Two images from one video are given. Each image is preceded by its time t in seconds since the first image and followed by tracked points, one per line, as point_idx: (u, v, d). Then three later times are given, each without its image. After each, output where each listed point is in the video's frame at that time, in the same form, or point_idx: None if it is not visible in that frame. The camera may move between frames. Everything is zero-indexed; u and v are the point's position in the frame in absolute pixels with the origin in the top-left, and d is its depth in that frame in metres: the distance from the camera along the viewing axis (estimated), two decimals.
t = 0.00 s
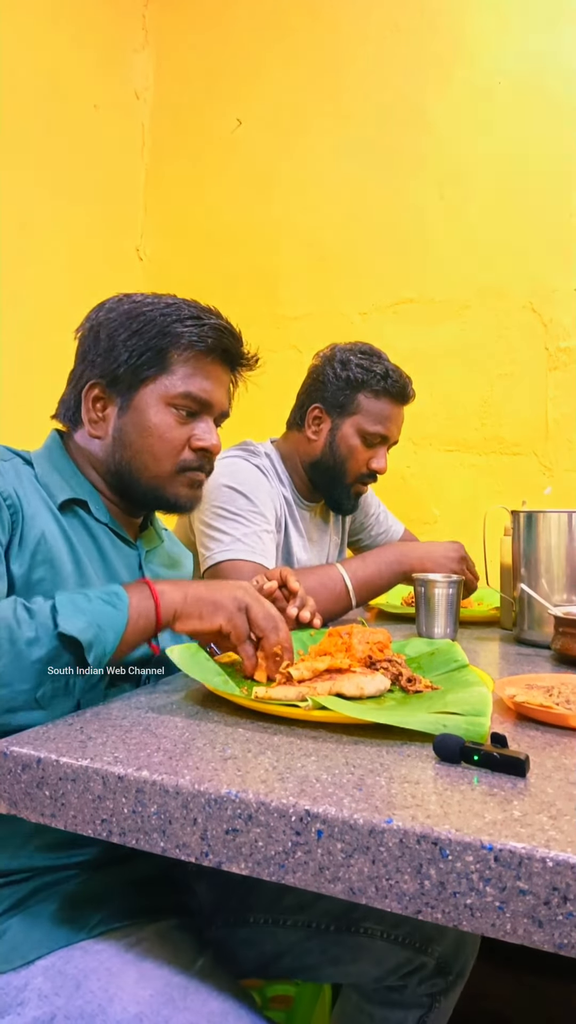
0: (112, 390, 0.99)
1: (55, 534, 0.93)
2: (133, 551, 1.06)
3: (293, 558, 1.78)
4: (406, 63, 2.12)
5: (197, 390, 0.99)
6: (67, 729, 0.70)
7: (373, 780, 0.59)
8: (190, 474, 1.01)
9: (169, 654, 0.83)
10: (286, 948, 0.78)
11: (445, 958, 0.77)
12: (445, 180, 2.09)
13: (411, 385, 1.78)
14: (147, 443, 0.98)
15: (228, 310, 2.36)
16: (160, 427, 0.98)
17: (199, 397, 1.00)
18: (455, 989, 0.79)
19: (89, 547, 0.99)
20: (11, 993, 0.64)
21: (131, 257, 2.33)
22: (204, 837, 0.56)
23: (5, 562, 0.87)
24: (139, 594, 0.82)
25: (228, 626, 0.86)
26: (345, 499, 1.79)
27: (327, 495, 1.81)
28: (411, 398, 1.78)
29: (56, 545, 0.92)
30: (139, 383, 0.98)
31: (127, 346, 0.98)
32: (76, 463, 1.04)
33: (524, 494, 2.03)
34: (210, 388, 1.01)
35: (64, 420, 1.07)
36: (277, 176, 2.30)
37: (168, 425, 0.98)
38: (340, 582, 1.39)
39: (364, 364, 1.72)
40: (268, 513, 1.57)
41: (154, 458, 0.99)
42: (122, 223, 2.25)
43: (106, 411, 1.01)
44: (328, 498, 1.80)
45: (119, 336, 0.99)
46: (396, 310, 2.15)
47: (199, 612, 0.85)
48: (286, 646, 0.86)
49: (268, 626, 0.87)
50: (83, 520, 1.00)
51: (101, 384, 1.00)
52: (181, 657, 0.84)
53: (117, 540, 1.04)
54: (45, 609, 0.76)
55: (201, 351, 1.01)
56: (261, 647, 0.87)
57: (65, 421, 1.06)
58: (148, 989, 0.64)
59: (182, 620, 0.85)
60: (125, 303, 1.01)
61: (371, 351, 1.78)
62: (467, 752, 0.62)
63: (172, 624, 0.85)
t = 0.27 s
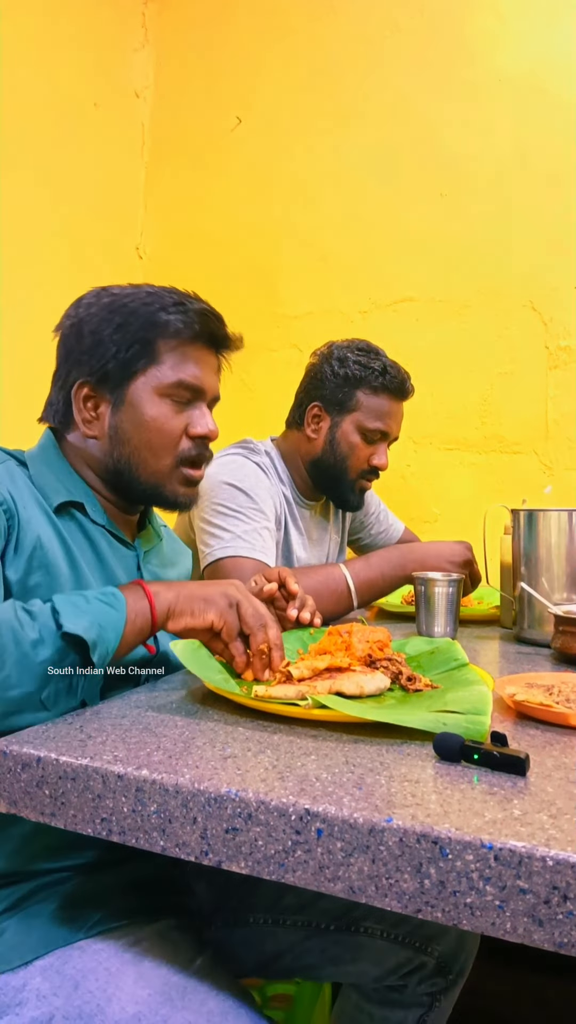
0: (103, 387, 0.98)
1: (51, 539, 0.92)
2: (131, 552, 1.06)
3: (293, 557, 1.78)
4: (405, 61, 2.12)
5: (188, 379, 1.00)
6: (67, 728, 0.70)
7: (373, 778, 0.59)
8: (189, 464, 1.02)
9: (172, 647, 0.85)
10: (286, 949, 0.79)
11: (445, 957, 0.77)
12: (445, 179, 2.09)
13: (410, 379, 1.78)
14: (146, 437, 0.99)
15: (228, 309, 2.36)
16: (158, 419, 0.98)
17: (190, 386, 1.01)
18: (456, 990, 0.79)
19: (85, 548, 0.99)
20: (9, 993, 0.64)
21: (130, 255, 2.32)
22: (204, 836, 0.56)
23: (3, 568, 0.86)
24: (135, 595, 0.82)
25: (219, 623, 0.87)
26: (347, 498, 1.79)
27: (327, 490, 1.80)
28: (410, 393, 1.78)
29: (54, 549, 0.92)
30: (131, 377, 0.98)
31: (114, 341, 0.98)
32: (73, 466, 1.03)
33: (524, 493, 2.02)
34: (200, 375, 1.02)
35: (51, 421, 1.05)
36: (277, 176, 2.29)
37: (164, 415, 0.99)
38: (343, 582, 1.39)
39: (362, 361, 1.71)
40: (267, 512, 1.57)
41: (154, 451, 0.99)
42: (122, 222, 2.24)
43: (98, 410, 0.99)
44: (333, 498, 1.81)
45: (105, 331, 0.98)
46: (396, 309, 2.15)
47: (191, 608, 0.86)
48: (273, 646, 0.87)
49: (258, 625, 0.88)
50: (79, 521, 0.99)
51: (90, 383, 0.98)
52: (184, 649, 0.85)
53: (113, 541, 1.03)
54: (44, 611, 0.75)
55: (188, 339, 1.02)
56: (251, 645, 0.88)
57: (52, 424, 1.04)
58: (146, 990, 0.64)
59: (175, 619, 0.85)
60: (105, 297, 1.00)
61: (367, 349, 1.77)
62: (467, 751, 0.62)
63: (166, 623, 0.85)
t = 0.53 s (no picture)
0: (68, 384, 0.98)
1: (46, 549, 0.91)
2: (129, 552, 1.05)
3: (295, 557, 1.78)
4: (405, 62, 2.12)
5: (140, 345, 1.01)
6: (67, 728, 0.70)
7: (373, 779, 0.59)
8: (177, 426, 1.03)
9: (168, 654, 0.83)
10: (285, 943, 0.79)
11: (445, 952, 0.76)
12: (445, 180, 2.09)
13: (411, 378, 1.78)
14: (127, 416, 0.98)
15: (228, 309, 2.36)
16: (130, 393, 0.99)
17: (145, 350, 1.01)
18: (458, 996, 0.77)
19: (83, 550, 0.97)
20: (9, 993, 0.64)
21: (130, 255, 2.32)
22: (204, 836, 0.56)
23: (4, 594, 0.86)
24: (133, 609, 0.81)
25: (224, 625, 0.88)
26: (354, 498, 1.79)
27: (332, 491, 1.80)
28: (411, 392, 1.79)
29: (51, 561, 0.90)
30: (87, 362, 0.98)
31: (57, 335, 0.98)
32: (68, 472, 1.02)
33: (524, 493, 2.02)
34: (150, 338, 1.02)
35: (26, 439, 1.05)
36: (277, 176, 2.29)
37: (133, 387, 0.99)
38: (346, 582, 1.39)
39: (361, 361, 1.71)
40: (271, 511, 1.56)
41: (140, 425, 0.99)
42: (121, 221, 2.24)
43: (69, 409, 0.99)
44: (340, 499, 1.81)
45: (45, 331, 0.98)
46: (396, 309, 2.15)
47: (193, 611, 0.86)
48: (276, 647, 0.88)
49: (261, 625, 0.90)
50: (75, 525, 0.97)
51: (51, 387, 0.99)
52: (182, 656, 0.84)
53: (108, 539, 1.01)
54: (41, 644, 0.74)
55: (125, 305, 1.02)
56: (255, 645, 0.89)
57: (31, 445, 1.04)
58: (146, 990, 0.64)
59: (178, 620, 0.85)
60: (29, 301, 1.01)
61: (366, 349, 1.76)
62: (467, 752, 0.62)
63: (168, 626, 0.85)
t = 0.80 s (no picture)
0: (50, 381, 0.99)
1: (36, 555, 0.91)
2: (118, 552, 1.05)
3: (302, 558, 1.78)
4: (405, 62, 2.12)
5: (121, 337, 1.00)
6: (68, 728, 0.70)
7: (374, 780, 0.59)
8: (165, 417, 1.02)
9: (167, 654, 0.82)
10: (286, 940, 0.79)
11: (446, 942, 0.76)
12: (446, 180, 2.09)
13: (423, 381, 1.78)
14: (112, 408, 0.98)
15: (228, 309, 2.36)
16: (114, 386, 0.98)
17: (126, 342, 1.01)
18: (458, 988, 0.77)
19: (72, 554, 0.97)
20: (11, 990, 0.63)
21: (131, 255, 2.32)
22: (205, 836, 0.56)
23: None
24: (130, 619, 0.81)
25: (229, 629, 0.89)
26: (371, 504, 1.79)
27: (345, 499, 1.80)
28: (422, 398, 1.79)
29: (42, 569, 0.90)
30: (68, 357, 0.98)
31: (36, 333, 0.98)
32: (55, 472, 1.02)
33: (524, 494, 2.02)
34: (130, 329, 1.02)
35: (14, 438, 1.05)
36: (278, 176, 2.29)
37: (116, 380, 0.99)
38: (340, 576, 1.39)
39: (372, 368, 1.72)
40: (277, 513, 1.56)
41: (126, 417, 0.98)
42: (121, 221, 2.24)
43: (52, 406, 0.99)
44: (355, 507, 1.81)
45: (24, 331, 0.99)
46: (396, 310, 2.15)
47: (198, 618, 0.87)
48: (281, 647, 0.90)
49: (266, 625, 0.91)
50: (62, 526, 0.97)
51: (33, 386, 0.99)
52: (180, 657, 0.83)
53: (96, 539, 1.01)
54: (34, 660, 0.74)
55: (103, 297, 1.02)
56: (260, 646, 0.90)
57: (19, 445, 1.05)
58: (147, 984, 0.64)
59: (180, 628, 0.85)
60: (8, 302, 1.01)
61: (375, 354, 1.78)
62: (467, 753, 0.62)
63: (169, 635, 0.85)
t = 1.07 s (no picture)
0: (48, 379, 0.98)
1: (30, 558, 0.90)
2: (111, 553, 1.06)
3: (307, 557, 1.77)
4: (405, 62, 2.12)
5: (127, 345, 1.00)
6: (68, 729, 0.70)
7: (374, 780, 0.59)
8: (159, 431, 1.03)
9: (167, 654, 0.81)
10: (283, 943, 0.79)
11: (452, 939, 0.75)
12: (446, 180, 2.09)
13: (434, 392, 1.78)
14: (108, 417, 0.98)
15: (228, 310, 2.35)
16: (113, 394, 0.98)
17: (131, 351, 1.01)
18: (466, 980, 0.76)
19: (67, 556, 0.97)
20: (13, 982, 0.63)
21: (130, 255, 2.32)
22: (204, 838, 0.56)
23: None
24: (131, 625, 0.81)
25: (232, 634, 0.88)
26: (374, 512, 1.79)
27: (349, 505, 1.80)
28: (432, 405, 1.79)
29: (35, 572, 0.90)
30: (71, 358, 0.98)
31: (41, 329, 0.97)
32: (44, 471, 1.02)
33: (524, 494, 2.02)
34: (137, 337, 1.02)
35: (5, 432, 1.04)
36: (278, 177, 2.29)
37: (116, 388, 0.99)
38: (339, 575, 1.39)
39: (381, 375, 1.73)
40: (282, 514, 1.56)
41: (121, 427, 0.99)
42: (121, 221, 2.24)
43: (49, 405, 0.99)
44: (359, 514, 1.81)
45: (28, 324, 0.97)
46: (396, 310, 2.15)
47: (200, 623, 0.87)
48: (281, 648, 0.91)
49: (268, 626, 0.91)
50: (55, 529, 0.97)
51: (32, 381, 0.98)
52: (179, 657, 0.82)
53: (90, 541, 1.01)
54: (35, 666, 0.74)
55: (113, 301, 1.01)
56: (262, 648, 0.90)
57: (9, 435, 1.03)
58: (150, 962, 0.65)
59: (182, 634, 0.86)
60: (15, 291, 0.99)
61: (386, 362, 1.77)
62: (468, 754, 0.61)
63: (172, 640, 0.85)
